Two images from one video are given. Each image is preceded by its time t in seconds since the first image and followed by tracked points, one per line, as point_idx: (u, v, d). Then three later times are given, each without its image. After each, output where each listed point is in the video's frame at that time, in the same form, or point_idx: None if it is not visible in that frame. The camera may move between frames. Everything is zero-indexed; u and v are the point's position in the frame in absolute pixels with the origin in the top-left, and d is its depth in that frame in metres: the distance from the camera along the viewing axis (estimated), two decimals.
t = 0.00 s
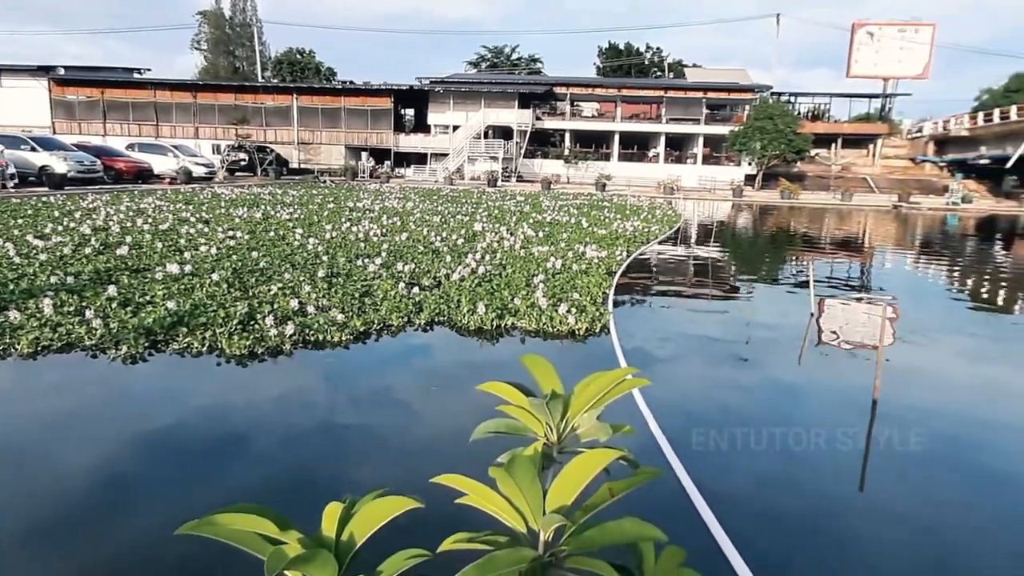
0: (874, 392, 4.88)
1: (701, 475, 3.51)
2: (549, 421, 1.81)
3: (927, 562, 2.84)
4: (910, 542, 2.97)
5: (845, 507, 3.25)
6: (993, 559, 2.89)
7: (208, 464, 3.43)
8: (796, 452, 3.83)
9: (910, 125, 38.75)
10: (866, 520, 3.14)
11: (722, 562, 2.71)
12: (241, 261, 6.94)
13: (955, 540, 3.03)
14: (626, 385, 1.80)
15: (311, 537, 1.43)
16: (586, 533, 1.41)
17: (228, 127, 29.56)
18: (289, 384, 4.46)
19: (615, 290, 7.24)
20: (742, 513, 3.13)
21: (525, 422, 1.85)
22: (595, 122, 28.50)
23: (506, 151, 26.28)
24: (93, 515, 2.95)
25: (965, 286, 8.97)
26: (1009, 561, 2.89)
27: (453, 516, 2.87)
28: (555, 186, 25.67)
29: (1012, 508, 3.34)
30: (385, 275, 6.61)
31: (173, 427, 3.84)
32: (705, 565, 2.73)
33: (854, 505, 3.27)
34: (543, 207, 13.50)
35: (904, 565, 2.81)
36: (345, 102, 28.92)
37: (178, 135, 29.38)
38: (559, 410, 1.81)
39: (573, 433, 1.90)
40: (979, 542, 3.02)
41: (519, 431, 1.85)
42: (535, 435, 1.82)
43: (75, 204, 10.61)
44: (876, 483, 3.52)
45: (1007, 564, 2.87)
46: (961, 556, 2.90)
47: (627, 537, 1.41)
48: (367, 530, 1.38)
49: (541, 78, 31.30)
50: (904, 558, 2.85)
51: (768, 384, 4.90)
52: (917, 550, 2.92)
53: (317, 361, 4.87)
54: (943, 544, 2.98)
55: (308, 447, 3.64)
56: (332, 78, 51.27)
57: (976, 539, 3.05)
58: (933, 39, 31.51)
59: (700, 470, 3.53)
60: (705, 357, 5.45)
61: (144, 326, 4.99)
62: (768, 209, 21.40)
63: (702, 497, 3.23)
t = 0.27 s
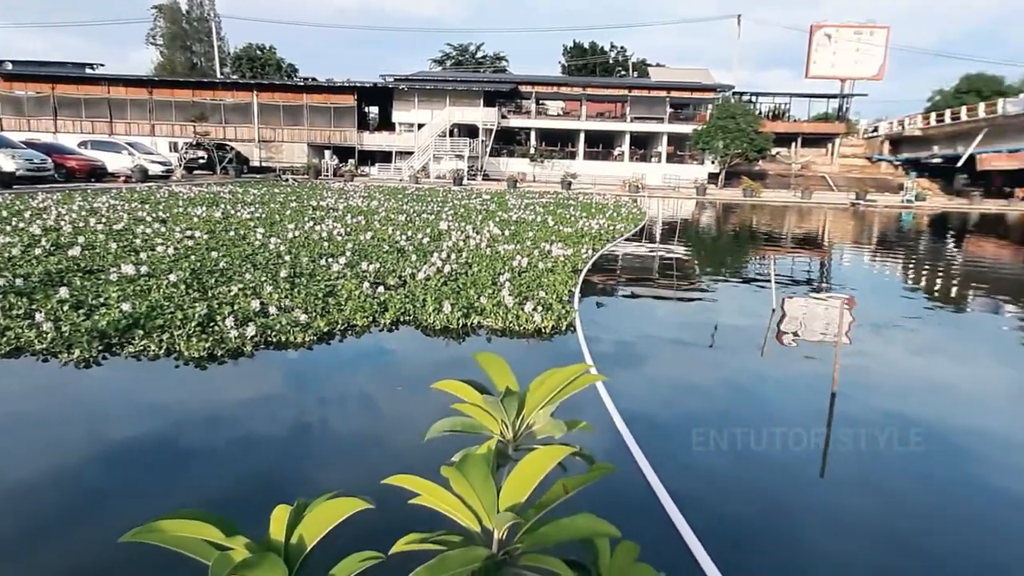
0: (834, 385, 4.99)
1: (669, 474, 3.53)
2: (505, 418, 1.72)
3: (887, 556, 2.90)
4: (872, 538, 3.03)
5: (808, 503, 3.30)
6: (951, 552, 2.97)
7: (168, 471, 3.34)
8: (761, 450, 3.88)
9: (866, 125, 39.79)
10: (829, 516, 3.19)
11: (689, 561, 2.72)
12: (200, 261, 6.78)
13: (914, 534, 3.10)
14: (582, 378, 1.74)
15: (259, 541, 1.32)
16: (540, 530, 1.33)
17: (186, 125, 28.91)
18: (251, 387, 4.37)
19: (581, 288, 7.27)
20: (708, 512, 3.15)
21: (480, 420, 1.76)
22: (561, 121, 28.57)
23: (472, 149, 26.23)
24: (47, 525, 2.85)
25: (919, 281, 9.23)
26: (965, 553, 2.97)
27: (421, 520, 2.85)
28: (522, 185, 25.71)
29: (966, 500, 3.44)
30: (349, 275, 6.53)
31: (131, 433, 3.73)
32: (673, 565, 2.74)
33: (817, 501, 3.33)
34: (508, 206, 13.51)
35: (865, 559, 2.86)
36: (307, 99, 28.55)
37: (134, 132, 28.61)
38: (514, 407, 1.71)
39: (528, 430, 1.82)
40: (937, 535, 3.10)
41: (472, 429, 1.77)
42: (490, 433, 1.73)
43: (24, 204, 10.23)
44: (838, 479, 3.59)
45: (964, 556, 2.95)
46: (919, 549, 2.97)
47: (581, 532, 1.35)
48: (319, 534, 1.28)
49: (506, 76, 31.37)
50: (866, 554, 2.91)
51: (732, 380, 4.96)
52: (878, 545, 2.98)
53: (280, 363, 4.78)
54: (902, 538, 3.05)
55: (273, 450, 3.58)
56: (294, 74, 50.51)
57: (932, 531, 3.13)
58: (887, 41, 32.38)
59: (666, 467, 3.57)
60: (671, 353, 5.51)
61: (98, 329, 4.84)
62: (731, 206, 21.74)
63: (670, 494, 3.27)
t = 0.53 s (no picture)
0: (788, 381, 5.13)
1: (630, 473, 3.60)
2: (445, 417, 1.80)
3: (841, 551, 3.00)
4: (826, 532, 3.13)
5: (763, 498, 3.41)
6: (899, 544, 3.08)
7: (117, 476, 3.25)
8: (721, 447, 3.98)
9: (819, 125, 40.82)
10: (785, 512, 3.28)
11: (652, 563, 2.79)
12: (149, 262, 6.59)
13: (863, 524, 3.23)
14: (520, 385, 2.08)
15: (191, 548, 1.54)
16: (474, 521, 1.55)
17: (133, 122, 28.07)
18: (205, 389, 4.27)
19: (541, 287, 7.30)
20: (669, 514, 3.21)
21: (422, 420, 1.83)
22: (521, 120, 28.68)
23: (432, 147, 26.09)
24: None
25: (870, 277, 9.51)
26: (914, 543, 3.09)
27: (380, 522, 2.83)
28: (482, 184, 25.66)
29: (914, 491, 3.57)
30: (305, 275, 6.42)
31: (78, 438, 3.62)
32: (638, 567, 2.80)
33: (773, 498, 3.42)
34: (468, 205, 13.47)
35: (818, 554, 2.96)
36: (261, 96, 28.02)
37: (79, 129, 27.65)
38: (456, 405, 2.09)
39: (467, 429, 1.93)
40: (886, 525, 3.23)
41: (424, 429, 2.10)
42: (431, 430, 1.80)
43: None
44: (793, 475, 3.69)
45: (912, 547, 3.06)
46: (870, 542, 3.08)
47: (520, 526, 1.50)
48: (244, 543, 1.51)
49: (465, 74, 31.27)
50: (821, 549, 3.00)
51: (690, 378, 5.06)
52: (831, 540, 3.08)
53: (234, 365, 4.68)
54: (852, 528, 3.18)
55: (229, 452, 3.52)
56: (247, 70, 49.39)
57: (883, 523, 3.25)
58: (838, 43, 33.27)
59: (625, 468, 3.64)
60: (629, 352, 5.58)
61: (38, 334, 4.65)
62: (689, 204, 22.09)
63: (629, 494, 3.35)
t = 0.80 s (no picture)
0: (741, 377, 5.24)
1: (586, 472, 3.63)
2: (388, 413, 1.75)
3: (795, 543, 3.08)
4: (780, 526, 3.20)
5: (715, 492, 3.49)
6: (849, 534, 3.17)
7: (59, 484, 3.14)
8: (676, 442, 4.05)
9: (770, 126, 41.85)
10: (741, 507, 3.35)
11: (612, 563, 2.82)
12: (92, 262, 6.36)
13: (811, 514, 3.32)
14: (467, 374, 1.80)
15: (121, 552, 1.32)
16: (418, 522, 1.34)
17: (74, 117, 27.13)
18: (153, 394, 4.15)
19: (498, 286, 7.31)
20: (628, 513, 3.24)
21: (365, 417, 1.76)
22: (477, 119, 28.93)
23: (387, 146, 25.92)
24: None
25: (819, 273, 9.78)
26: (863, 533, 3.18)
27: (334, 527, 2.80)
28: (439, 183, 25.56)
29: (863, 481, 3.69)
30: (257, 275, 6.29)
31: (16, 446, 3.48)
32: (595, 567, 2.82)
33: (730, 492, 3.48)
34: (425, 203, 13.40)
35: (774, 547, 3.03)
36: (209, 91, 27.38)
37: (16, 124, 26.60)
38: (399, 402, 1.77)
39: (416, 424, 1.84)
40: (833, 514, 3.33)
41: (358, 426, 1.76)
42: (374, 428, 1.74)
43: None
44: (748, 470, 3.76)
45: (861, 536, 3.16)
46: (822, 533, 3.16)
47: (463, 520, 1.37)
48: (184, 538, 1.27)
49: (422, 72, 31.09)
50: (775, 542, 3.07)
51: (647, 376, 5.13)
52: (785, 532, 3.16)
53: (184, 368, 4.56)
54: (800, 519, 3.27)
55: (178, 457, 3.42)
56: (194, 65, 48.17)
57: (834, 514, 3.34)
58: (788, 46, 34.15)
59: (583, 468, 3.68)
60: (586, 350, 5.64)
61: None
62: (645, 203, 22.40)
63: (586, 495, 3.38)
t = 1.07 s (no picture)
0: (697, 373, 5.33)
1: (544, 470, 3.65)
2: (329, 406, 1.69)
3: (750, 536, 3.13)
4: (735, 519, 3.27)
5: (671, 486, 3.54)
6: (801, 525, 3.25)
7: None
8: (633, 438, 4.09)
9: (723, 126, 42.73)
10: (698, 502, 3.40)
11: (572, 562, 2.82)
12: (30, 263, 6.11)
13: (763, 505, 3.40)
14: (408, 364, 1.75)
15: (46, 554, 1.26)
16: (357, 513, 1.33)
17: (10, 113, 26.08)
18: (98, 398, 4.01)
19: (457, 285, 7.28)
20: (588, 511, 3.26)
21: (304, 411, 1.71)
22: (434, 117, 28.90)
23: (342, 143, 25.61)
24: None
25: (772, 270, 10.01)
26: (814, 524, 3.26)
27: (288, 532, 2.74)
28: (396, 182, 25.36)
29: (812, 473, 3.79)
30: (208, 275, 6.13)
31: None
32: (554, 566, 2.82)
33: (687, 489, 3.53)
34: (381, 202, 13.28)
35: (727, 539, 3.09)
36: (155, 86, 26.63)
37: None
38: (338, 394, 1.70)
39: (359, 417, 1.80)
40: (784, 505, 3.42)
41: (296, 420, 1.71)
42: (313, 421, 1.69)
43: None
44: (705, 464, 3.82)
45: (813, 527, 3.24)
46: (776, 525, 3.23)
47: (403, 511, 1.36)
48: (115, 537, 1.23)
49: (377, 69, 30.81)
50: (732, 536, 3.12)
51: (604, 374, 5.18)
52: (741, 527, 3.21)
53: (131, 372, 4.41)
54: (752, 511, 3.35)
55: (124, 463, 3.31)
56: (139, 59, 46.73)
57: (789, 506, 3.42)
58: (740, 47, 34.90)
59: (542, 467, 3.69)
60: (545, 349, 5.66)
61: None
62: (601, 202, 22.62)
63: (546, 494, 3.39)
